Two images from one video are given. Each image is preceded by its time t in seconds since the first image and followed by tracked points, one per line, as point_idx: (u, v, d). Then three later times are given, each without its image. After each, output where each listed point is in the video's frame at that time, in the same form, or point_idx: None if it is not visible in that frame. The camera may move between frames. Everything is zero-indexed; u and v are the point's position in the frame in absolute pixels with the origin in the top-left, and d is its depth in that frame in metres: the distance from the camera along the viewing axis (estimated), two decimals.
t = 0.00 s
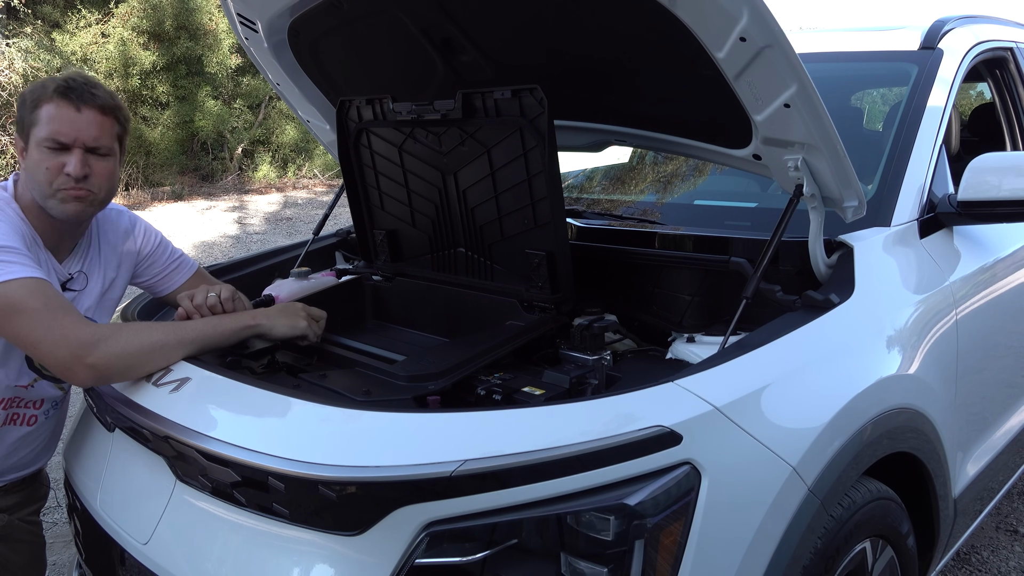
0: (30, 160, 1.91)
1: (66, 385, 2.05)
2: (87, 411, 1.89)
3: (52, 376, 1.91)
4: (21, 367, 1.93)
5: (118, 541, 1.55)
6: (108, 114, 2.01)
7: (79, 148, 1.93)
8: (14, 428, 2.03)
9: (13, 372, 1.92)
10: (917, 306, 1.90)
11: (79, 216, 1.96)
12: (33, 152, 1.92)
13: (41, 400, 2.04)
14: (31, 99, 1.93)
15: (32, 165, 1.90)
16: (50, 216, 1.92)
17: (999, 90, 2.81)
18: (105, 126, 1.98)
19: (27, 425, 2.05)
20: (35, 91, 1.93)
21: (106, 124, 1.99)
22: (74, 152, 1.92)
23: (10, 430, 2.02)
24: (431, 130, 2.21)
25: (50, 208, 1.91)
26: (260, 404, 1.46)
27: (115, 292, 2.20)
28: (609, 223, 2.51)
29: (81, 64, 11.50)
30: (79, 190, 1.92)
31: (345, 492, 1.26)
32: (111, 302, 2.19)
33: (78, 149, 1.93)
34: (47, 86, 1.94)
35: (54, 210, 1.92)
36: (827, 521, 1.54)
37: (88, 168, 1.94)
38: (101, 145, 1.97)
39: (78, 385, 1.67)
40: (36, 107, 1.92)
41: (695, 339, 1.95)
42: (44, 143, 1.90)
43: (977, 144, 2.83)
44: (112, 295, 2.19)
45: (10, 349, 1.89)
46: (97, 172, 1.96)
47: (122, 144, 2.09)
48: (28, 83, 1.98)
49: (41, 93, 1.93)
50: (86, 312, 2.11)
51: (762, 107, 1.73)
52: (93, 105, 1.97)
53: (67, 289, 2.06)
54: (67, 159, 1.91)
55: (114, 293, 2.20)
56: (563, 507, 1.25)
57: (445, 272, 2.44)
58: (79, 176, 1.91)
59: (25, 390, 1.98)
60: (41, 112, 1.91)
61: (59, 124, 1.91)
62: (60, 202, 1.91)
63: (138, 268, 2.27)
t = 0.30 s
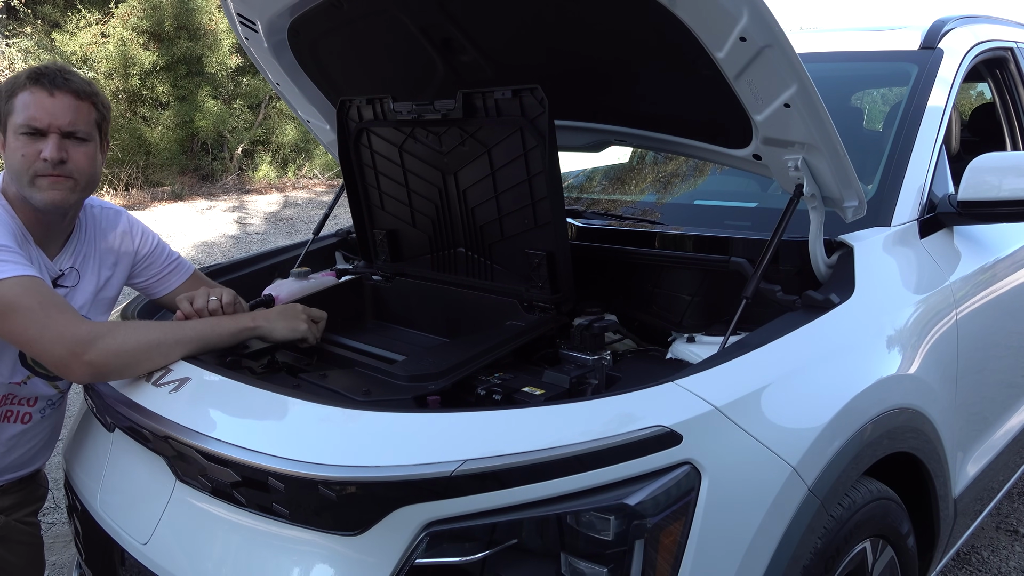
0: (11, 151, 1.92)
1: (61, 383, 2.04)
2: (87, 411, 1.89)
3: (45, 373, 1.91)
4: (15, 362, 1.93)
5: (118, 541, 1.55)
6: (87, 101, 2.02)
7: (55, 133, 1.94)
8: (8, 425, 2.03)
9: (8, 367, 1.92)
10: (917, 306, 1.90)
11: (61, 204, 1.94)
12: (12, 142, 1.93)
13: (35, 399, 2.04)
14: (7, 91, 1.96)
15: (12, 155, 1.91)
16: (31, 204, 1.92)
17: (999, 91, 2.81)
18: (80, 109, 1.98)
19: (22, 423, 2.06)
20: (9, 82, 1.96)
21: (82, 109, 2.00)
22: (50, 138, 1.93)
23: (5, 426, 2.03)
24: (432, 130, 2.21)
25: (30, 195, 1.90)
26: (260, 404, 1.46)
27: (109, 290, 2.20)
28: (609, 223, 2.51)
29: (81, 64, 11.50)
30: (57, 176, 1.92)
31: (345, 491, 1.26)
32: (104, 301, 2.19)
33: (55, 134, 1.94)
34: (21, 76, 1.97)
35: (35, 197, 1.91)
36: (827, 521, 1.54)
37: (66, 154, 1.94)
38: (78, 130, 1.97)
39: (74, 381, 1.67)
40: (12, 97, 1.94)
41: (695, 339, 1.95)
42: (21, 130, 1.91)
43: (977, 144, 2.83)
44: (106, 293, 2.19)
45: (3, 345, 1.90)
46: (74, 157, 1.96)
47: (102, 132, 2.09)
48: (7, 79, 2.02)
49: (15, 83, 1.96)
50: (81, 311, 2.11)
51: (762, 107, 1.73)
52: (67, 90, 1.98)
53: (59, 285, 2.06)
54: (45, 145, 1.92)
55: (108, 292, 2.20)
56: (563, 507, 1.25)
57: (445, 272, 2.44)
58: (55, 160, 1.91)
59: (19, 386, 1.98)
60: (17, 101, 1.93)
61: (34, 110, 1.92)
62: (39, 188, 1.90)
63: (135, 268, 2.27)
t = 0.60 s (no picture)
0: (29, 163, 1.91)
1: (60, 387, 2.04)
2: (87, 412, 1.89)
3: (46, 377, 1.92)
4: (16, 367, 1.93)
5: (118, 541, 1.55)
6: (115, 128, 2.04)
7: (81, 155, 1.94)
8: (8, 428, 2.03)
9: (8, 373, 1.92)
10: (917, 306, 1.90)
11: (67, 226, 1.94)
12: (33, 153, 1.91)
13: (34, 402, 2.04)
14: (39, 102, 1.95)
15: (31, 168, 1.90)
16: (39, 220, 1.91)
17: (999, 91, 2.81)
18: (108, 137, 2.00)
19: (21, 426, 2.06)
20: (45, 93, 1.95)
21: (109, 135, 2.02)
22: (75, 159, 1.93)
23: (5, 430, 2.03)
24: (432, 130, 2.21)
25: (41, 213, 1.90)
26: (260, 404, 1.46)
27: (109, 293, 2.20)
28: (609, 223, 2.51)
29: (81, 64, 11.50)
30: (74, 198, 1.92)
31: (345, 492, 1.26)
32: (104, 303, 2.19)
33: (80, 156, 1.94)
34: (56, 90, 1.97)
35: (44, 215, 1.90)
36: (827, 521, 1.54)
37: (87, 177, 1.94)
38: (102, 155, 1.98)
39: (75, 387, 1.67)
40: (42, 110, 1.94)
41: (695, 339, 1.95)
42: (47, 146, 1.90)
43: (977, 144, 2.83)
44: (107, 296, 2.19)
45: (4, 349, 1.90)
46: (94, 182, 1.97)
47: (120, 158, 2.10)
48: (36, 87, 2.00)
49: (50, 97, 1.95)
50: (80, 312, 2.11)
51: (762, 107, 1.73)
52: (102, 117, 2.00)
53: (60, 290, 2.05)
54: (68, 165, 1.92)
55: (108, 295, 2.20)
56: (563, 507, 1.25)
57: (445, 272, 2.44)
58: (77, 184, 1.92)
59: (20, 391, 1.98)
60: (47, 116, 1.92)
61: (66, 129, 1.92)
62: (52, 208, 1.90)
63: (135, 270, 2.27)
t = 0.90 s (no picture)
0: (18, 174, 1.91)
1: (62, 387, 2.04)
2: (87, 412, 1.89)
3: (48, 378, 1.92)
4: (17, 367, 1.93)
5: (118, 541, 1.55)
6: (99, 135, 1.97)
7: (62, 168, 1.90)
8: (11, 430, 2.03)
9: (9, 373, 1.92)
10: (916, 306, 1.90)
11: (60, 238, 1.95)
12: (21, 164, 1.91)
13: (36, 403, 2.04)
14: (25, 111, 1.92)
15: (18, 181, 1.90)
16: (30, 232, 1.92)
17: (999, 91, 2.81)
18: (89, 146, 1.93)
19: (23, 427, 2.06)
20: (27, 103, 1.92)
21: (93, 144, 1.95)
22: (55, 172, 1.90)
23: (6, 431, 2.03)
24: (432, 130, 2.21)
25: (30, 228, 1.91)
26: (260, 404, 1.46)
27: (111, 292, 2.20)
28: (609, 223, 2.51)
29: (81, 64, 11.50)
30: (58, 213, 1.90)
31: (345, 492, 1.26)
32: (106, 303, 2.19)
33: (61, 170, 1.90)
34: (39, 98, 1.92)
35: (34, 230, 1.91)
36: (827, 521, 1.54)
37: (69, 191, 1.91)
38: (84, 167, 1.93)
39: (75, 387, 1.67)
40: (26, 121, 1.91)
41: (695, 339, 1.95)
42: (30, 160, 1.89)
43: (977, 144, 2.83)
44: (108, 296, 2.19)
45: (4, 349, 1.89)
46: (78, 194, 1.93)
47: (112, 163, 2.05)
48: (26, 91, 1.98)
49: (32, 107, 1.91)
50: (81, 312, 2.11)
51: (762, 107, 1.73)
52: (80, 127, 1.92)
53: (60, 290, 2.06)
54: (49, 179, 1.89)
55: (109, 295, 2.20)
56: (563, 507, 1.25)
57: (445, 272, 2.45)
58: (57, 199, 1.88)
59: (21, 392, 1.98)
60: (28, 128, 1.90)
61: (44, 143, 1.88)
62: (38, 224, 1.90)
63: (137, 270, 2.27)
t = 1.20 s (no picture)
0: (25, 152, 1.93)
1: (61, 387, 2.05)
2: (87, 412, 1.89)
3: (46, 376, 1.92)
4: (15, 366, 1.93)
5: (119, 541, 1.55)
6: (105, 111, 2.07)
7: (75, 139, 1.97)
8: (8, 429, 2.03)
9: (8, 371, 1.92)
10: (917, 306, 1.90)
11: (72, 212, 1.96)
12: (28, 143, 1.94)
13: (34, 402, 2.04)
14: (27, 94, 1.97)
15: (27, 156, 1.92)
16: (41, 207, 1.92)
17: (999, 91, 2.81)
18: (101, 119, 2.03)
19: (21, 427, 2.06)
20: (31, 86, 1.98)
21: (101, 118, 2.05)
22: (70, 143, 1.96)
23: (4, 431, 2.03)
24: (432, 130, 2.21)
25: (43, 199, 1.91)
26: (260, 404, 1.46)
27: (111, 293, 2.20)
28: (609, 223, 2.51)
29: (81, 64, 11.49)
30: (74, 180, 1.95)
31: (345, 491, 1.26)
32: (105, 303, 2.19)
33: (74, 141, 1.97)
34: (42, 81, 1.99)
35: (47, 201, 1.92)
36: (827, 521, 1.54)
37: (85, 160, 1.97)
38: (97, 138, 2.02)
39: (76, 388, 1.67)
40: (31, 101, 1.96)
41: (695, 339, 1.95)
42: (41, 133, 1.93)
43: (977, 145, 2.83)
44: (107, 296, 2.19)
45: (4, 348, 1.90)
46: (92, 165, 1.99)
47: (113, 146, 2.13)
48: (22, 84, 2.03)
49: (37, 88, 1.98)
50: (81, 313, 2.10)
51: (761, 107, 1.73)
52: (91, 101, 2.03)
53: (61, 289, 2.05)
54: (65, 149, 1.94)
55: (109, 295, 2.20)
56: (563, 507, 1.25)
57: (445, 272, 2.45)
58: (77, 166, 1.94)
59: (19, 391, 1.98)
60: (36, 105, 1.95)
61: (58, 115, 1.95)
62: (54, 192, 1.92)
63: (136, 270, 2.27)
